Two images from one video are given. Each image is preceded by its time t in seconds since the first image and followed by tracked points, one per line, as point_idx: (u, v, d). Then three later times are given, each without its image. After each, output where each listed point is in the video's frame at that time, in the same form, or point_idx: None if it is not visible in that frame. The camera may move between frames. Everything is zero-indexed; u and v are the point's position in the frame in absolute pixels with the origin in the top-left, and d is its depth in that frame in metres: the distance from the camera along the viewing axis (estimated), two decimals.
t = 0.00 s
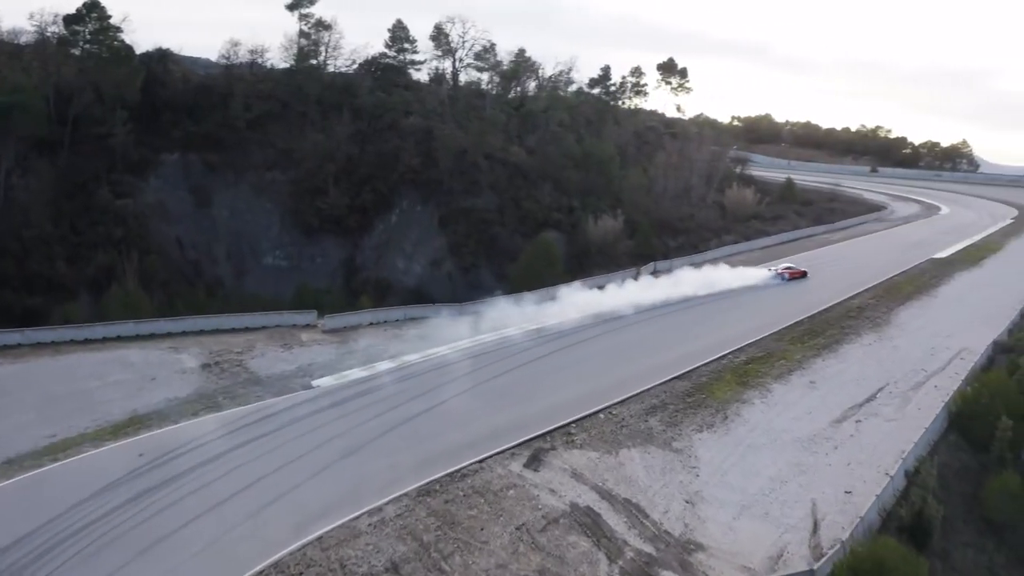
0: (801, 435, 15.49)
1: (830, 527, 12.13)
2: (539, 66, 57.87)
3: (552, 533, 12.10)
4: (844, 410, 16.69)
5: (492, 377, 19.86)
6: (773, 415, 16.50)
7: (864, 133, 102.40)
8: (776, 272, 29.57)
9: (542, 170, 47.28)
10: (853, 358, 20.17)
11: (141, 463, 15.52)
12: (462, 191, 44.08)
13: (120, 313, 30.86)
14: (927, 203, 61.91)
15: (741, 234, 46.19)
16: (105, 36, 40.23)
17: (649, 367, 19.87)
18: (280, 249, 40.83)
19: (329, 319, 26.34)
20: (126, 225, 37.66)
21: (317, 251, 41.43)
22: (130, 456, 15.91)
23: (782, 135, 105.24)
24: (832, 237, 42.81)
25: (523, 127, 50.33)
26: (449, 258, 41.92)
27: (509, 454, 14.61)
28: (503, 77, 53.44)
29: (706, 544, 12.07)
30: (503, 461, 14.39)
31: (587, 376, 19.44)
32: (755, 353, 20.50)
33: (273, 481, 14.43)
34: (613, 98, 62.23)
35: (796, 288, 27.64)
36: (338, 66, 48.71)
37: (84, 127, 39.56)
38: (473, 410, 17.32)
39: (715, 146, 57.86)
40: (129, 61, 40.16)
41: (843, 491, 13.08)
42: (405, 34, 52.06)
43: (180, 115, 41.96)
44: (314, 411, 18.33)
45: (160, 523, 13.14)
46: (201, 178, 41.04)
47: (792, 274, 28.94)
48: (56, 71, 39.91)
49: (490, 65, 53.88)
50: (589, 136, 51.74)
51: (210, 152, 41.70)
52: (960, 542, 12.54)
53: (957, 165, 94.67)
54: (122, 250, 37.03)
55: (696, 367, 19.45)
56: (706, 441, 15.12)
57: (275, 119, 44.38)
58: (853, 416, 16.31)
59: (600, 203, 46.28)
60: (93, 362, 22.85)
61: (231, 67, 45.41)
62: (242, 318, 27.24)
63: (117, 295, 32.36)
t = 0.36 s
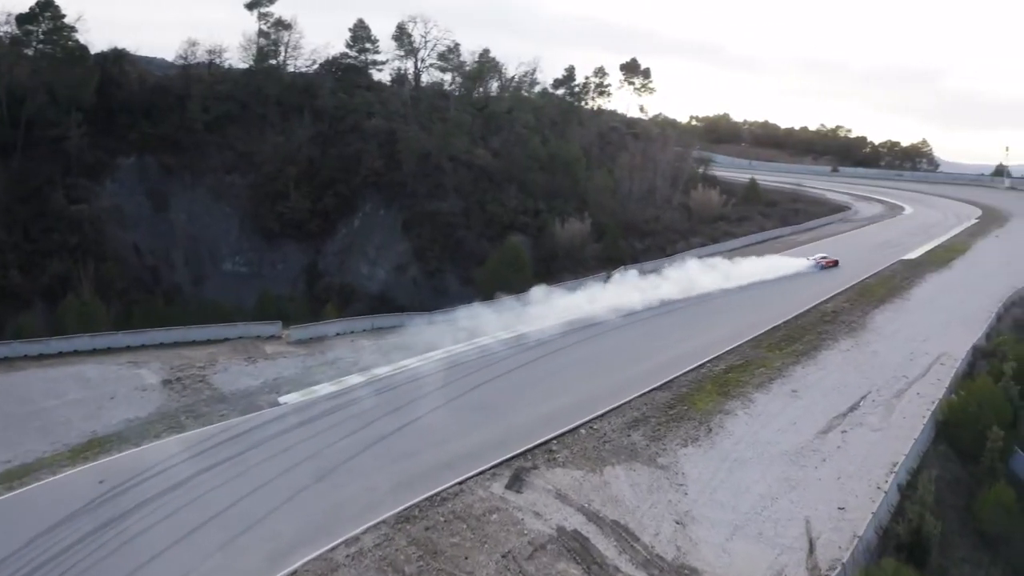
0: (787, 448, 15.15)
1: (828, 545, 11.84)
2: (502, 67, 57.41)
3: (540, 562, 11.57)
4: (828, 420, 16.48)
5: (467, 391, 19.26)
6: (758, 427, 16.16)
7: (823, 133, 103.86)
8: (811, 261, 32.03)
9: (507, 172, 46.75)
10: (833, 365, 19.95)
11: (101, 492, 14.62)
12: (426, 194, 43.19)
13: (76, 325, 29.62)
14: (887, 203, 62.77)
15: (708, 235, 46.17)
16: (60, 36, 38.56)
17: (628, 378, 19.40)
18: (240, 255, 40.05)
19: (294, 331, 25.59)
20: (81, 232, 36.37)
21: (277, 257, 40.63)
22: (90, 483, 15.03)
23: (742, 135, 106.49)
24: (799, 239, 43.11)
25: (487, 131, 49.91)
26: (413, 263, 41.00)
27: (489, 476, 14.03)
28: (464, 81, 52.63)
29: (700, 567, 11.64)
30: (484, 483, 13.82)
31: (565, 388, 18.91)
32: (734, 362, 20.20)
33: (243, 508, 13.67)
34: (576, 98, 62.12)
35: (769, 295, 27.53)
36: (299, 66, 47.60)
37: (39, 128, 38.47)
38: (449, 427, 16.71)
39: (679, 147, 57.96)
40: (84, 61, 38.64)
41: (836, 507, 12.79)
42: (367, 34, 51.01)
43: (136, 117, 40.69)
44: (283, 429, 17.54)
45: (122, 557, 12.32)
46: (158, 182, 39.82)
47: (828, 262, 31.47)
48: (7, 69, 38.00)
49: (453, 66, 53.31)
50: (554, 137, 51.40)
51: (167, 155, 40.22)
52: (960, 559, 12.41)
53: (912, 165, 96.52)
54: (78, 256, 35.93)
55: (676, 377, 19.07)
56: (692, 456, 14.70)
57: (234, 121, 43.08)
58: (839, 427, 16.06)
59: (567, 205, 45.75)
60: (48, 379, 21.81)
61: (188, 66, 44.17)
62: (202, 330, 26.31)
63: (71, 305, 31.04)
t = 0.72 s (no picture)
0: (777, 461, 14.80)
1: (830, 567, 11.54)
2: (468, 67, 56.84)
3: None
4: (816, 430, 16.24)
5: (445, 405, 18.66)
6: (746, 439, 15.80)
7: (787, 133, 104.88)
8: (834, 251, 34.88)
9: (476, 175, 46.03)
10: (816, 373, 19.68)
11: (62, 524, 13.75)
12: (393, 198, 42.35)
13: (33, 341, 28.10)
14: (852, 203, 63.39)
15: (678, 237, 46.07)
16: (17, 36, 37.33)
17: (609, 391, 18.95)
18: (203, 261, 39.08)
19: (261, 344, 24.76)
20: (38, 240, 35.25)
21: (241, 264, 39.66)
22: (51, 514, 14.13)
23: (706, 136, 107.30)
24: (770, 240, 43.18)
25: (454, 133, 49.42)
26: (380, 268, 40.14)
27: (474, 498, 13.46)
28: (429, 79, 52.55)
29: None
30: (468, 506, 13.24)
31: (546, 401, 18.41)
32: (716, 372, 19.87)
33: (214, 538, 12.93)
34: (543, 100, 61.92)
35: (747, 300, 27.33)
36: (263, 66, 46.54)
37: None
38: (429, 445, 16.09)
39: (646, 148, 57.99)
40: (41, 62, 37.55)
41: (834, 525, 12.51)
42: (330, 33, 50.23)
43: (94, 120, 39.07)
44: (255, 450, 16.79)
45: None
46: (118, 188, 38.64)
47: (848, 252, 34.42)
48: None
49: (419, 67, 52.80)
50: (522, 139, 50.95)
51: (127, 159, 39.23)
52: None
53: (873, 165, 97.95)
54: (36, 265, 34.77)
55: (658, 389, 18.67)
56: (681, 473, 14.27)
57: (196, 123, 42.01)
58: (828, 437, 15.80)
59: (536, 208, 45.10)
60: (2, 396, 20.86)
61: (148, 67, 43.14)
62: (166, 344, 25.37)
63: (28, 315, 29.87)
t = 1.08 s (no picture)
0: (774, 476, 14.43)
1: None
2: (438, 68, 56.18)
3: None
4: (810, 441, 15.93)
5: (428, 421, 18.05)
6: (740, 452, 15.42)
7: (756, 133, 105.64)
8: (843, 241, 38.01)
9: (448, 176, 45.00)
10: (806, 381, 19.38)
11: (29, 559, 12.94)
12: (365, 202, 41.53)
13: None
14: (823, 203, 63.86)
15: (654, 239, 45.81)
16: None
17: (596, 403, 18.48)
18: (169, 268, 38.03)
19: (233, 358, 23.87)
20: None
21: (209, 270, 38.67)
22: (16, 548, 13.31)
23: (675, 136, 107.85)
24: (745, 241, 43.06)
25: (427, 134, 48.75)
26: (352, 274, 39.18)
27: (464, 524, 12.91)
28: (400, 83, 51.82)
29: None
30: (458, 533, 12.70)
31: (532, 415, 17.89)
32: (704, 381, 19.48)
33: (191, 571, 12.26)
34: (515, 100, 61.51)
35: (730, 305, 27.02)
36: (230, 67, 45.42)
37: None
38: (413, 464, 15.47)
39: (618, 149, 57.78)
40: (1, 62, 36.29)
41: (837, 545, 12.21)
42: (299, 32, 49.29)
43: (57, 122, 38.10)
44: (231, 472, 16.06)
45: None
46: (82, 191, 37.71)
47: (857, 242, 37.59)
48: None
49: (390, 67, 52.12)
50: (495, 141, 50.46)
51: (92, 162, 38.16)
52: None
53: (841, 164, 98.99)
54: None
55: (647, 401, 18.22)
56: (676, 491, 13.85)
57: (162, 126, 40.94)
58: (823, 450, 15.49)
59: (510, 211, 44.24)
60: None
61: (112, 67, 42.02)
62: (133, 358, 24.43)
63: None
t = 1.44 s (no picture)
0: (770, 492, 14.07)
1: None
2: (409, 68, 55.53)
3: None
4: (803, 454, 15.62)
5: (410, 438, 17.44)
6: (734, 467, 15.04)
7: (726, 133, 106.27)
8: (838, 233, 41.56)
9: (420, 180, 44.26)
10: (794, 390, 19.08)
11: None
12: (336, 206, 40.71)
13: None
14: (795, 204, 64.21)
15: (629, 242, 45.57)
16: None
17: (583, 416, 17.99)
18: (136, 274, 36.88)
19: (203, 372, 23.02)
20: None
21: (177, 276, 37.58)
22: None
23: (645, 136, 108.19)
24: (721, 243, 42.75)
25: (399, 136, 48.13)
26: (323, 280, 38.02)
27: (455, 552, 12.37)
28: (370, 82, 51.29)
29: None
30: (448, 562, 12.17)
31: (519, 430, 17.35)
32: (691, 392, 19.10)
33: None
34: (486, 101, 61.05)
35: (712, 311, 26.71)
36: (197, 67, 44.66)
37: None
38: (397, 486, 14.86)
39: (590, 150, 57.58)
40: None
41: (841, 566, 11.88)
42: (268, 32, 48.44)
43: (18, 125, 36.85)
44: (207, 495, 15.34)
45: None
46: (43, 195, 36.58)
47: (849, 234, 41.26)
48: None
49: (362, 67, 51.26)
50: (468, 143, 49.93)
51: (56, 166, 37.16)
52: None
53: (809, 164, 99.90)
54: None
55: (635, 414, 17.78)
56: (672, 511, 13.42)
57: (127, 129, 39.91)
58: (818, 463, 15.17)
59: (484, 214, 43.53)
60: None
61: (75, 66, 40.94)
62: (99, 373, 23.50)
63: None
